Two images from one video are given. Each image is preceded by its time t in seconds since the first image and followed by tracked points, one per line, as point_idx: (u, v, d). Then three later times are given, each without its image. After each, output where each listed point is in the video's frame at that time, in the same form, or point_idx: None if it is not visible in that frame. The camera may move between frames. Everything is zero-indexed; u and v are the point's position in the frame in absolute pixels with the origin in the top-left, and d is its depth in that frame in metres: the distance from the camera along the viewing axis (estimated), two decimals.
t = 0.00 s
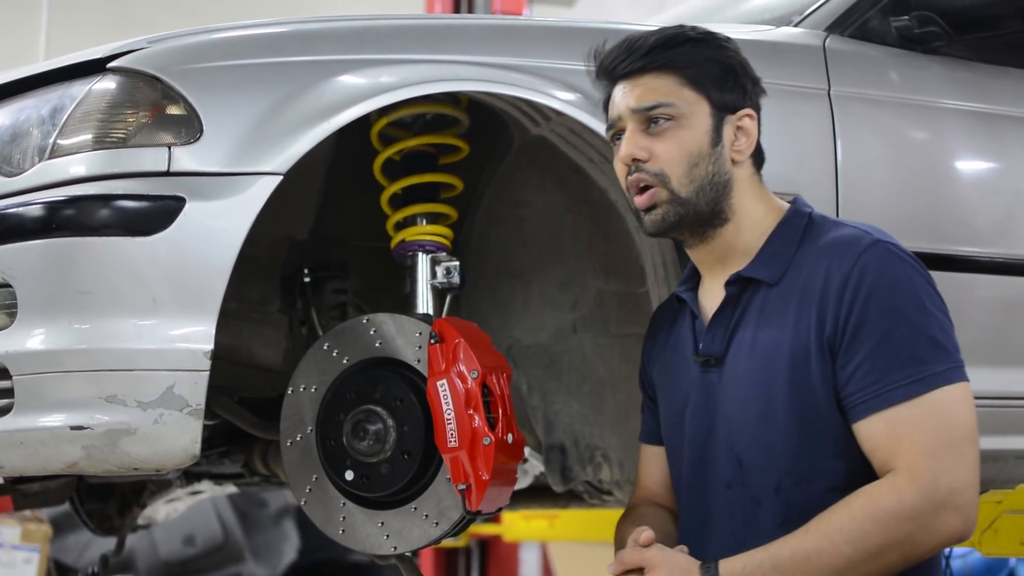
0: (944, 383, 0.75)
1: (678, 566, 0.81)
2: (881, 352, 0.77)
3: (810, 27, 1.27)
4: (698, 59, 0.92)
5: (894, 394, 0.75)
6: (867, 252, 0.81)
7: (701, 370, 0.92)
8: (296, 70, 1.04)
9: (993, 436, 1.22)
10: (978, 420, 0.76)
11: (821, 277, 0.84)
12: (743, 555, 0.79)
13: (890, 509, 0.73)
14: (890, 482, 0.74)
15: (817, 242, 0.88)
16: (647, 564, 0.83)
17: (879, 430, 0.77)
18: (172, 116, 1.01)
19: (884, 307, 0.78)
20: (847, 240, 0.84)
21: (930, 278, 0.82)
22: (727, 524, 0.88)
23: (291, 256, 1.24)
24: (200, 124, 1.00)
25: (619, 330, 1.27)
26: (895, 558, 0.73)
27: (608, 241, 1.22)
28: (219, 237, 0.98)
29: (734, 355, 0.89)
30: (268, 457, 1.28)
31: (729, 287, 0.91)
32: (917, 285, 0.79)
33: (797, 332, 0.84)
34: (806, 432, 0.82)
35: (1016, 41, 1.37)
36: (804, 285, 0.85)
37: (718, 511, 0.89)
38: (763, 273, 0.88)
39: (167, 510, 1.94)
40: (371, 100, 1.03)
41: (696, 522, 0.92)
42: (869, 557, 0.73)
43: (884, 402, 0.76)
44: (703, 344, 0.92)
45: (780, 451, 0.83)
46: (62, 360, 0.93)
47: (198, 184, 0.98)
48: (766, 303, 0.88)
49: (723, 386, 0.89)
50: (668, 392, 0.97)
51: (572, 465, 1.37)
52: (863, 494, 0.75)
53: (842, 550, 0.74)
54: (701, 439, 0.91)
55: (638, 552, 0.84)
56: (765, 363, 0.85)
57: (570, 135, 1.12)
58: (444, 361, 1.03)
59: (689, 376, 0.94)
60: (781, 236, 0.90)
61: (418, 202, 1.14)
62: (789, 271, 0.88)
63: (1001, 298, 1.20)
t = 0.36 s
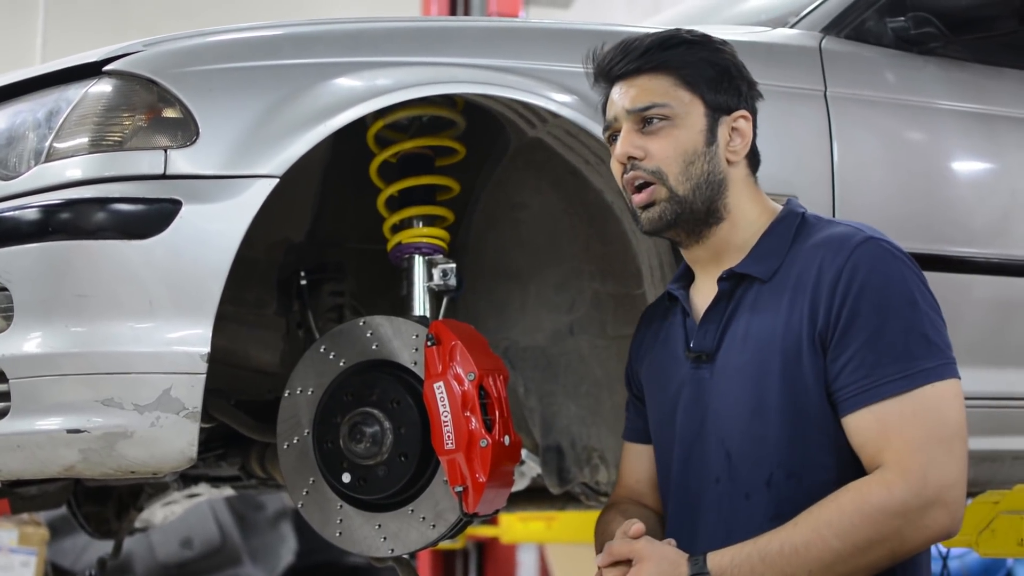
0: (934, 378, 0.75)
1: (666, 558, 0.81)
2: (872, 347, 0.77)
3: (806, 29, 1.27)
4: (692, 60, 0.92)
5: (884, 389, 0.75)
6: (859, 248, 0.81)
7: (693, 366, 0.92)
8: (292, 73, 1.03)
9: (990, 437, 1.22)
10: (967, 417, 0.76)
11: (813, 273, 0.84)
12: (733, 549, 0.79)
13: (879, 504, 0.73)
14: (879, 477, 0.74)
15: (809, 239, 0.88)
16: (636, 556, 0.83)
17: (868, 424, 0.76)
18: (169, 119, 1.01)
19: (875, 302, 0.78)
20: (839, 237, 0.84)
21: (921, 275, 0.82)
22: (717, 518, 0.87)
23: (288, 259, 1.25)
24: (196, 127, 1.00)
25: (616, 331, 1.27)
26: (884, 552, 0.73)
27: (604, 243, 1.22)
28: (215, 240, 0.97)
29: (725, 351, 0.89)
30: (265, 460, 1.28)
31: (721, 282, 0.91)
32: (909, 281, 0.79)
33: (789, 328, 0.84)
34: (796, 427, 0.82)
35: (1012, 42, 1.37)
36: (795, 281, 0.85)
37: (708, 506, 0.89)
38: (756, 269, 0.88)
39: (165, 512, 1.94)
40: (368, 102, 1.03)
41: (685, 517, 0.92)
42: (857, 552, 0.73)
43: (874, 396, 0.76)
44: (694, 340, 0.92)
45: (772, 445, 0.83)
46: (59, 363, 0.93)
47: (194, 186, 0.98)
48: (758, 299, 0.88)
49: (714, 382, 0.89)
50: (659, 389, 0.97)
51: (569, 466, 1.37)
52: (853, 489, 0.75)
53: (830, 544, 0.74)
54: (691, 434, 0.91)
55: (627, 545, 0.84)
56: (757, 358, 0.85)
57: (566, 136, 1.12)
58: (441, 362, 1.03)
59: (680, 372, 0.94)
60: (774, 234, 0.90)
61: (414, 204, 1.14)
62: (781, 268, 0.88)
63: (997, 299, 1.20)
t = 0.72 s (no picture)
0: (953, 384, 0.75)
1: (683, 557, 0.80)
2: (893, 351, 0.77)
3: (803, 30, 1.27)
4: (698, 59, 0.92)
5: (905, 393, 0.75)
6: (879, 252, 0.81)
7: (704, 363, 0.92)
8: (289, 76, 1.03)
9: (987, 439, 1.22)
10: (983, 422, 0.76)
11: (832, 274, 0.83)
12: (751, 546, 0.79)
13: (901, 506, 0.73)
14: (900, 479, 0.74)
15: (825, 242, 0.87)
16: (651, 553, 0.82)
17: (888, 428, 0.77)
18: (165, 122, 1.00)
19: (897, 306, 0.78)
20: (857, 240, 0.84)
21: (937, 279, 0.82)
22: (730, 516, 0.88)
23: (284, 262, 1.25)
24: (194, 130, 1.00)
25: (613, 334, 1.27)
26: (904, 556, 0.73)
27: (601, 245, 1.22)
28: (212, 243, 0.97)
29: (738, 349, 0.89)
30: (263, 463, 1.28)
31: (737, 280, 0.91)
32: (928, 286, 0.79)
33: (806, 328, 0.83)
34: (812, 427, 0.82)
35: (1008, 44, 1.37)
36: (812, 283, 0.85)
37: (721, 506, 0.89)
38: (771, 269, 0.88)
39: (163, 515, 1.94)
40: (365, 105, 1.03)
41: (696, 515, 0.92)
42: (878, 553, 0.73)
43: (896, 400, 0.76)
44: (706, 338, 0.92)
45: (787, 445, 0.83)
46: (56, 366, 0.93)
47: (191, 189, 0.98)
48: (773, 299, 0.88)
49: (727, 380, 0.89)
50: (670, 387, 0.97)
51: (568, 469, 1.37)
52: (875, 490, 0.75)
53: (850, 544, 0.74)
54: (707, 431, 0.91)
55: (643, 542, 0.83)
56: (772, 359, 0.85)
57: (563, 138, 1.12)
58: (438, 365, 1.03)
59: (691, 370, 0.94)
60: (791, 233, 0.90)
61: (411, 206, 1.14)
62: (797, 270, 0.88)
63: (994, 300, 1.20)
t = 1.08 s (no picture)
0: (935, 416, 0.73)
1: (644, 493, 0.82)
2: (876, 376, 0.75)
3: (802, 31, 1.27)
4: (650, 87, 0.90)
5: (883, 420, 0.74)
6: (878, 271, 0.79)
7: (713, 361, 0.93)
8: (288, 76, 1.03)
9: (985, 439, 1.22)
10: (969, 458, 0.74)
11: (829, 291, 0.82)
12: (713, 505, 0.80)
13: (866, 519, 0.72)
14: (873, 491, 0.73)
15: (834, 254, 0.85)
16: (612, 481, 0.83)
17: (865, 449, 0.75)
18: (164, 122, 1.00)
19: (884, 330, 0.76)
20: (862, 256, 0.81)
21: (943, 304, 0.79)
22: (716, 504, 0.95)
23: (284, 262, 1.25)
24: (193, 130, 1.00)
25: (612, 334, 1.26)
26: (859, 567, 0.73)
27: (600, 245, 1.22)
28: (211, 243, 0.97)
29: (744, 353, 0.88)
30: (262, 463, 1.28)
31: (744, 285, 0.90)
32: (923, 312, 0.76)
33: (797, 344, 0.83)
34: (796, 441, 0.83)
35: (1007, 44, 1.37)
36: (812, 296, 0.83)
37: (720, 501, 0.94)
38: (777, 279, 0.87)
39: (162, 515, 1.94)
40: (364, 105, 1.03)
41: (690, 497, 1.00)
42: (832, 554, 0.73)
43: (873, 425, 0.74)
44: (714, 337, 0.92)
45: (773, 458, 0.85)
46: (55, 367, 0.93)
47: (190, 190, 0.98)
48: (776, 309, 0.87)
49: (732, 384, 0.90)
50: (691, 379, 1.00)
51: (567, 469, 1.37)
52: (846, 495, 0.74)
53: (807, 536, 0.74)
54: (721, 432, 0.94)
55: (611, 468, 0.83)
56: (767, 371, 0.85)
57: (563, 139, 1.12)
58: (437, 365, 1.03)
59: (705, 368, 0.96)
60: (802, 241, 0.87)
61: (411, 207, 1.14)
62: (802, 282, 0.86)
63: (994, 301, 1.20)
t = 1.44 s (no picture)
0: (942, 426, 0.73)
1: (653, 509, 0.83)
2: (883, 384, 0.75)
3: (804, 33, 1.27)
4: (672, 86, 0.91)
5: (888, 429, 0.74)
6: (887, 278, 0.78)
7: (728, 361, 0.94)
8: (290, 78, 1.04)
9: (987, 441, 1.22)
10: (979, 467, 0.74)
11: (838, 296, 0.82)
12: (720, 520, 0.80)
13: (870, 530, 0.72)
14: (878, 503, 0.73)
15: (846, 257, 0.85)
16: (623, 500, 0.85)
17: (870, 458, 0.75)
18: (167, 125, 1.00)
19: (892, 339, 0.76)
20: (872, 262, 0.81)
21: (953, 311, 0.79)
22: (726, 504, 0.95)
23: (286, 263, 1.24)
24: (195, 132, 1.00)
25: (615, 336, 1.26)
26: None
27: (603, 247, 1.22)
28: (214, 245, 0.97)
29: (755, 357, 0.89)
30: (264, 466, 1.28)
31: (756, 288, 0.91)
32: (932, 320, 0.76)
33: (806, 349, 0.83)
34: (803, 446, 0.83)
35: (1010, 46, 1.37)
36: (822, 301, 0.84)
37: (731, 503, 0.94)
38: (789, 281, 0.87)
39: (164, 517, 1.94)
40: (366, 107, 1.03)
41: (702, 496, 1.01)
42: (839, 566, 0.74)
43: (878, 434, 0.74)
44: (728, 337, 0.94)
45: (781, 461, 0.85)
46: (58, 369, 0.93)
47: (192, 192, 0.98)
48: (788, 313, 0.87)
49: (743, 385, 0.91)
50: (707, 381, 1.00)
51: (569, 471, 1.37)
52: (852, 506, 0.74)
53: (812, 549, 0.74)
54: (732, 434, 0.94)
55: (622, 488, 0.85)
56: (776, 375, 0.85)
57: (564, 140, 1.11)
58: (440, 367, 1.03)
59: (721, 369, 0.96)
60: (818, 244, 0.87)
61: (413, 209, 1.14)
62: (813, 286, 0.86)
63: (997, 303, 1.20)
